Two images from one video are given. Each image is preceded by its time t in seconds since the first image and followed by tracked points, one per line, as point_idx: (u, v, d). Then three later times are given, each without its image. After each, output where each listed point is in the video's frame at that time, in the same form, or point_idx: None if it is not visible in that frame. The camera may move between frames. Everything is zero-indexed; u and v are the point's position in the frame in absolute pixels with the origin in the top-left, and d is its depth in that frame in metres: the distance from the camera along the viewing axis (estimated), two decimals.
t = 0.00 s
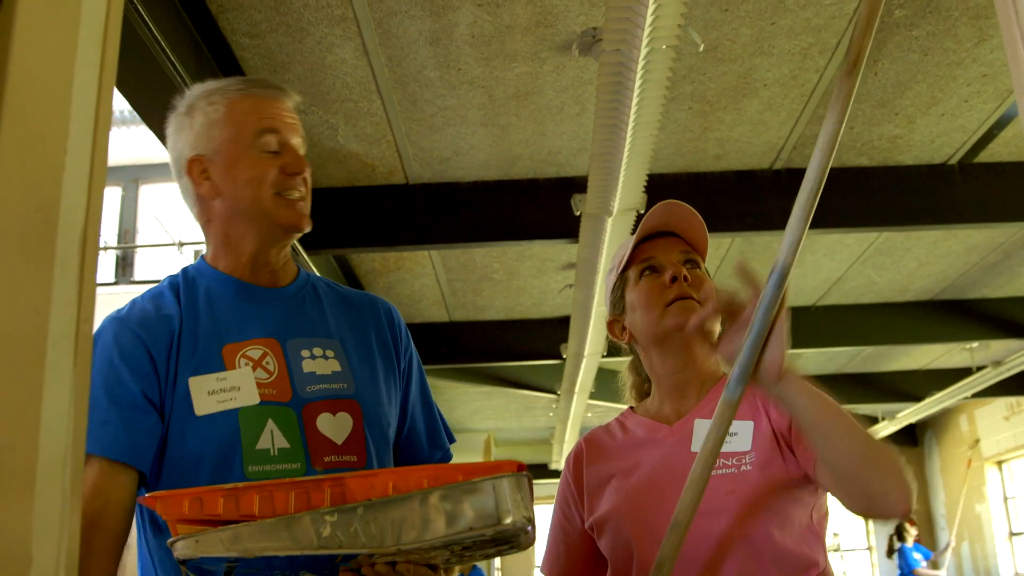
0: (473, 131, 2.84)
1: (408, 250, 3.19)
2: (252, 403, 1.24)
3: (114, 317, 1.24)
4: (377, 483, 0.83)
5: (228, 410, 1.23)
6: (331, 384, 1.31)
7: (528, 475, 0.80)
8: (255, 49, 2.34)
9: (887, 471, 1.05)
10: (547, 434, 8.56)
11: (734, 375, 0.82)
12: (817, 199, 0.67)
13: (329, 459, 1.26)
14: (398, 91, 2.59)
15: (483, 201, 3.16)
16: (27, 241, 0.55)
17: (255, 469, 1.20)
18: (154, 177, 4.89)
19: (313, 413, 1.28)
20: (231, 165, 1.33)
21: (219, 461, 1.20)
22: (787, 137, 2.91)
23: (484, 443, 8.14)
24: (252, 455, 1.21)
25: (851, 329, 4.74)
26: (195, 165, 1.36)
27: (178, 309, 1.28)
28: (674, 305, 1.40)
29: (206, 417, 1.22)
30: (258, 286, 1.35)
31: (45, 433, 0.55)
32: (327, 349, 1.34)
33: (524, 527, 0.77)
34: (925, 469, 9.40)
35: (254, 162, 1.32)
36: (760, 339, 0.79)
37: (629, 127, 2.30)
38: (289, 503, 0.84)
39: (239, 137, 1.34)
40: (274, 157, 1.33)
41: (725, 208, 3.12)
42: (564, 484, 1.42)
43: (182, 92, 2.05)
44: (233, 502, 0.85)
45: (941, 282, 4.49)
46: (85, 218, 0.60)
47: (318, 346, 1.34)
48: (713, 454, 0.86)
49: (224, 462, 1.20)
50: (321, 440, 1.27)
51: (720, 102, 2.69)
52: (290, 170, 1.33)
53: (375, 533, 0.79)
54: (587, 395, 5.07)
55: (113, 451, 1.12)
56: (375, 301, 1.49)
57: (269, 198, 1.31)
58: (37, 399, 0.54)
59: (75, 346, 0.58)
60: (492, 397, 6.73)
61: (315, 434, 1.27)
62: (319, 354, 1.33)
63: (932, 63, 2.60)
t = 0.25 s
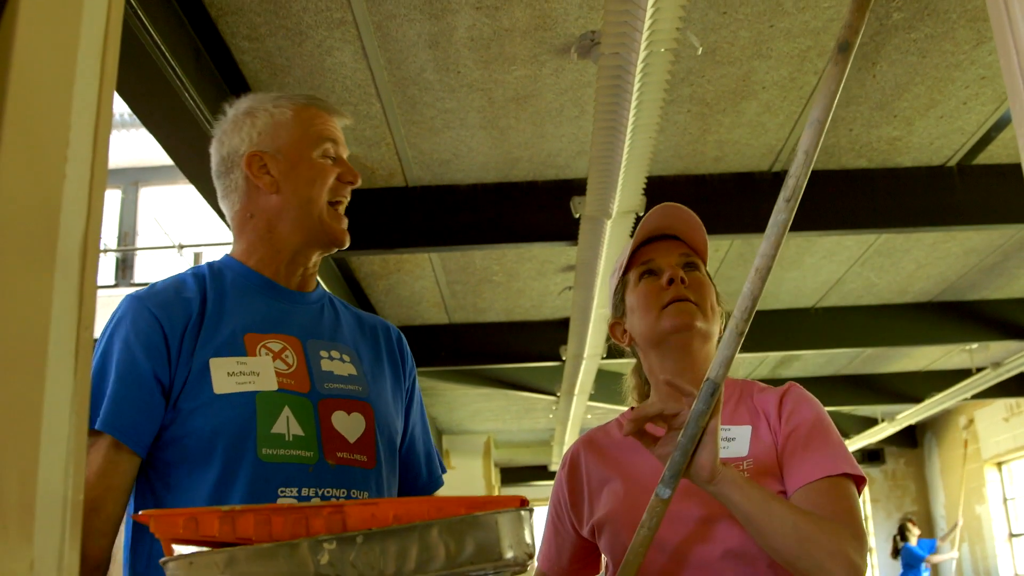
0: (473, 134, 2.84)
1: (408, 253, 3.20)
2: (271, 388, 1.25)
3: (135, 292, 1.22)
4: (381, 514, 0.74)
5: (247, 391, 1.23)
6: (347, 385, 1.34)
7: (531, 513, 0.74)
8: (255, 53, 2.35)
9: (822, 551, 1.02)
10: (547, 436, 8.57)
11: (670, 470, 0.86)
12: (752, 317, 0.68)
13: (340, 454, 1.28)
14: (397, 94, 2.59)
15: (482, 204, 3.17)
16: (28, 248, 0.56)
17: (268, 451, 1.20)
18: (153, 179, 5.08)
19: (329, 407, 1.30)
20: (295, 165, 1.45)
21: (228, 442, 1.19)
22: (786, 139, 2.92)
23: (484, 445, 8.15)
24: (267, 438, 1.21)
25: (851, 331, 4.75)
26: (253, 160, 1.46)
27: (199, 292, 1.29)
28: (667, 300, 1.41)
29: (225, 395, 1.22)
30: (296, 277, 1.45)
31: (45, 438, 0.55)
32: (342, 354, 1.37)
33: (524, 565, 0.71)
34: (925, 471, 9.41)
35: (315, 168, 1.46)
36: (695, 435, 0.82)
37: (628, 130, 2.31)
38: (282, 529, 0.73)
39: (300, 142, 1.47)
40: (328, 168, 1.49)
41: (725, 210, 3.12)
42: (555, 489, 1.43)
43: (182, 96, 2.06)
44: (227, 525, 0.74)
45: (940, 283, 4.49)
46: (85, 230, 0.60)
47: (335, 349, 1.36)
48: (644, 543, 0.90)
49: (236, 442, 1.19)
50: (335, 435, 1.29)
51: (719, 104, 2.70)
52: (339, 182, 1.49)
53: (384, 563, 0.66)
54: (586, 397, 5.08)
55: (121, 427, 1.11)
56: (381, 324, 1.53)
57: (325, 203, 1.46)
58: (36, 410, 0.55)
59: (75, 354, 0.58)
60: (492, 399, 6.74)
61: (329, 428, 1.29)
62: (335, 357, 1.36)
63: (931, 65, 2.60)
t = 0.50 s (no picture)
0: (474, 135, 2.85)
1: (409, 253, 3.20)
2: (279, 383, 1.25)
3: (149, 281, 1.23)
4: (400, 515, 0.77)
5: (255, 385, 1.23)
6: (354, 387, 1.35)
7: (546, 514, 0.79)
8: (257, 54, 2.35)
9: (818, 557, 1.03)
10: (549, 436, 8.57)
11: (689, 460, 0.87)
12: (768, 305, 0.73)
13: (345, 454, 1.29)
14: (399, 95, 2.60)
15: (484, 205, 3.17)
16: (35, 247, 0.56)
17: (273, 446, 1.21)
18: (154, 179, 5.25)
19: (336, 407, 1.30)
20: (323, 172, 1.46)
21: (233, 435, 1.19)
22: (787, 140, 2.92)
23: (485, 446, 8.15)
24: (272, 433, 1.22)
25: (852, 332, 4.75)
26: (282, 161, 1.47)
27: (211, 286, 1.30)
28: (623, 320, 1.46)
29: (233, 388, 1.22)
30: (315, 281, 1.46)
31: (54, 436, 0.55)
32: (351, 357, 1.37)
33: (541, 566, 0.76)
34: (927, 471, 9.40)
35: (345, 180, 1.48)
36: (714, 426, 0.84)
37: (630, 130, 2.31)
38: (301, 530, 0.76)
39: (332, 152, 1.48)
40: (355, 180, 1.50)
41: (726, 211, 3.12)
42: (565, 491, 1.44)
43: (184, 97, 2.06)
44: (246, 526, 0.77)
45: (942, 284, 4.50)
46: (91, 232, 0.61)
47: (344, 352, 1.37)
48: (663, 536, 0.90)
49: (240, 434, 1.20)
50: (341, 434, 1.29)
51: (720, 105, 2.70)
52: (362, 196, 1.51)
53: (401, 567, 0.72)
54: (588, 397, 5.08)
55: (123, 417, 1.13)
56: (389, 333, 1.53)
57: (349, 214, 1.47)
58: (44, 409, 0.55)
59: (82, 351, 0.59)
60: (493, 399, 6.74)
61: (336, 427, 1.29)
62: (344, 360, 1.36)
63: (932, 66, 2.61)
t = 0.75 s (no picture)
0: (473, 132, 2.85)
1: (410, 250, 3.20)
2: (282, 379, 1.26)
3: (154, 276, 1.23)
4: (407, 512, 0.78)
5: (258, 381, 1.24)
6: (357, 384, 1.35)
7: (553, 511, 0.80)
8: (256, 51, 2.36)
9: (809, 563, 1.03)
10: (549, 432, 8.58)
11: (699, 442, 0.86)
12: (778, 285, 0.72)
13: (348, 450, 1.29)
14: (398, 92, 2.60)
15: (483, 202, 3.17)
16: (34, 245, 0.56)
17: (276, 442, 1.21)
18: (154, 176, 5.29)
19: (339, 404, 1.30)
20: (331, 172, 1.46)
21: (236, 430, 1.20)
22: (787, 137, 2.92)
23: (485, 442, 8.16)
24: (275, 428, 1.22)
25: (852, 329, 4.75)
26: (291, 157, 1.47)
27: (216, 282, 1.30)
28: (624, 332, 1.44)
29: (236, 383, 1.22)
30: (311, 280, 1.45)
31: (53, 436, 0.56)
32: (354, 354, 1.37)
33: (546, 562, 0.77)
34: (926, 467, 9.41)
35: (352, 183, 1.47)
36: (724, 407, 0.83)
37: (630, 127, 2.31)
38: (308, 528, 0.74)
39: (342, 155, 1.48)
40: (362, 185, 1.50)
41: (725, 208, 3.13)
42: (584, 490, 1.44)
43: (184, 94, 2.06)
44: (254, 523, 0.74)
45: (941, 281, 4.50)
46: (91, 231, 0.61)
47: (347, 349, 1.37)
48: (673, 520, 0.88)
49: (243, 430, 1.20)
50: (343, 431, 1.29)
51: (720, 102, 2.70)
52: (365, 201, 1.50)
53: (413, 563, 0.71)
54: (587, 394, 5.09)
55: (126, 412, 1.13)
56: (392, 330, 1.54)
57: (350, 218, 1.47)
58: (44, 407, 0.55)
59: (82, 351, 0.59)
60: (493, 396, 6.75)
61: (338, 424, 1.29)
62: (347, 356, 1.36)
63: (931, 64, 2.61)
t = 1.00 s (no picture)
0: (472, 132, 2.85)
1: (408, 250, 3.20)
2: (286, 379, 1.26)
3: (159, 274, 1.23)
4: (409, 513, 0.77)
5: (262, 381, 1.24)
6: (360, 384, 1.35)
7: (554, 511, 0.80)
8: (255, 51, 2.35)
9: (803, 558, 1.03)
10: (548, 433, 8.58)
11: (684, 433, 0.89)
12: (765, 278, 0.74)
13: (351, 451, 1.29)
14: (397, 93, 2.60)
15: (482, 202, 3.17)
16: (31, 246, 0.56)
17: (280, 442, 1.21)
18: (153, 176, 5.30)
19: (342, 404, 1.30)
20: (334, 174, 1.46)
21: (241, 430, 1.20)
22: (785, 138, 2.92)
23: (484, 442, 8.16)
24: (280, 429, 1.22)
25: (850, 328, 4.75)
26: (294, 158, 1.47)
27: (220, 283, 1.30)
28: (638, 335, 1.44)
29: (241, 383, 1.22)
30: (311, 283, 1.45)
31: (51, 437, 0.56)
32: (357, 355, 1.38)
33: (549, 563, 0.76)
34: (925, 467, 9.41)
35: (356, 185, 1.47)
36: (710, 400, 0.86)
37: (628, 128, 2.31)
38: (310, 529, 0.75)
39: (347, 157, 1.48)
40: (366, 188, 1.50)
41: (724, 208, 3.13)
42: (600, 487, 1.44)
43: (182, 95, 2.06)
44: (256, 524, 0.75)
45: (939, 280, 4.50)
46: (89, 231, 0.61)
47: (349, 350, 1.37)
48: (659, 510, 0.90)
49: (249, 430, 1.20)
50: (347, 431, 1.29)
51: (718, 102, 2.70)
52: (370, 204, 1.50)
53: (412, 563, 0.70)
54: (586, 394, 5.09)
55: (131, 410, 1.13)
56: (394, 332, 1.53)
57: (352, 220, 1.47)
58: (41, 409, 0.55)
59: (80, 353, 0.59)
60: (491, 395, 6.75)
61: (342, 424, 1.29)
62: (350, 358, 1.36)
63: (929, 64, 2.61)
